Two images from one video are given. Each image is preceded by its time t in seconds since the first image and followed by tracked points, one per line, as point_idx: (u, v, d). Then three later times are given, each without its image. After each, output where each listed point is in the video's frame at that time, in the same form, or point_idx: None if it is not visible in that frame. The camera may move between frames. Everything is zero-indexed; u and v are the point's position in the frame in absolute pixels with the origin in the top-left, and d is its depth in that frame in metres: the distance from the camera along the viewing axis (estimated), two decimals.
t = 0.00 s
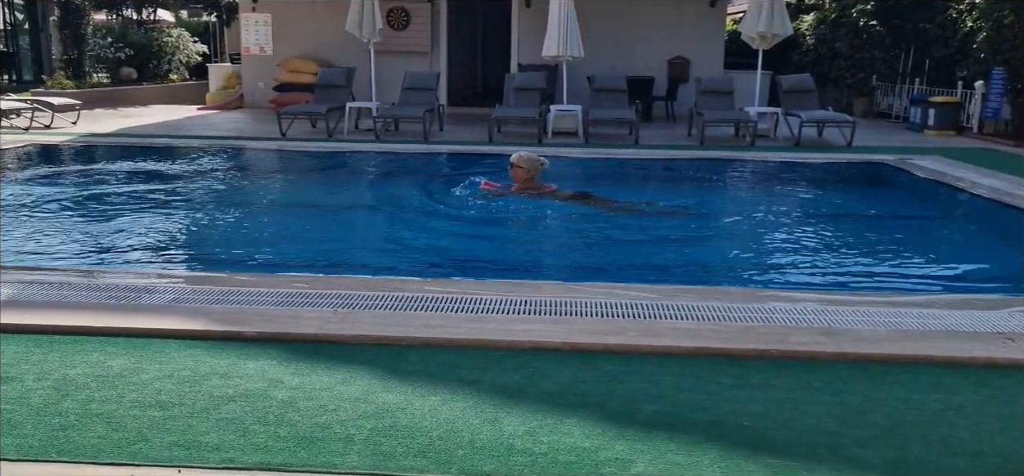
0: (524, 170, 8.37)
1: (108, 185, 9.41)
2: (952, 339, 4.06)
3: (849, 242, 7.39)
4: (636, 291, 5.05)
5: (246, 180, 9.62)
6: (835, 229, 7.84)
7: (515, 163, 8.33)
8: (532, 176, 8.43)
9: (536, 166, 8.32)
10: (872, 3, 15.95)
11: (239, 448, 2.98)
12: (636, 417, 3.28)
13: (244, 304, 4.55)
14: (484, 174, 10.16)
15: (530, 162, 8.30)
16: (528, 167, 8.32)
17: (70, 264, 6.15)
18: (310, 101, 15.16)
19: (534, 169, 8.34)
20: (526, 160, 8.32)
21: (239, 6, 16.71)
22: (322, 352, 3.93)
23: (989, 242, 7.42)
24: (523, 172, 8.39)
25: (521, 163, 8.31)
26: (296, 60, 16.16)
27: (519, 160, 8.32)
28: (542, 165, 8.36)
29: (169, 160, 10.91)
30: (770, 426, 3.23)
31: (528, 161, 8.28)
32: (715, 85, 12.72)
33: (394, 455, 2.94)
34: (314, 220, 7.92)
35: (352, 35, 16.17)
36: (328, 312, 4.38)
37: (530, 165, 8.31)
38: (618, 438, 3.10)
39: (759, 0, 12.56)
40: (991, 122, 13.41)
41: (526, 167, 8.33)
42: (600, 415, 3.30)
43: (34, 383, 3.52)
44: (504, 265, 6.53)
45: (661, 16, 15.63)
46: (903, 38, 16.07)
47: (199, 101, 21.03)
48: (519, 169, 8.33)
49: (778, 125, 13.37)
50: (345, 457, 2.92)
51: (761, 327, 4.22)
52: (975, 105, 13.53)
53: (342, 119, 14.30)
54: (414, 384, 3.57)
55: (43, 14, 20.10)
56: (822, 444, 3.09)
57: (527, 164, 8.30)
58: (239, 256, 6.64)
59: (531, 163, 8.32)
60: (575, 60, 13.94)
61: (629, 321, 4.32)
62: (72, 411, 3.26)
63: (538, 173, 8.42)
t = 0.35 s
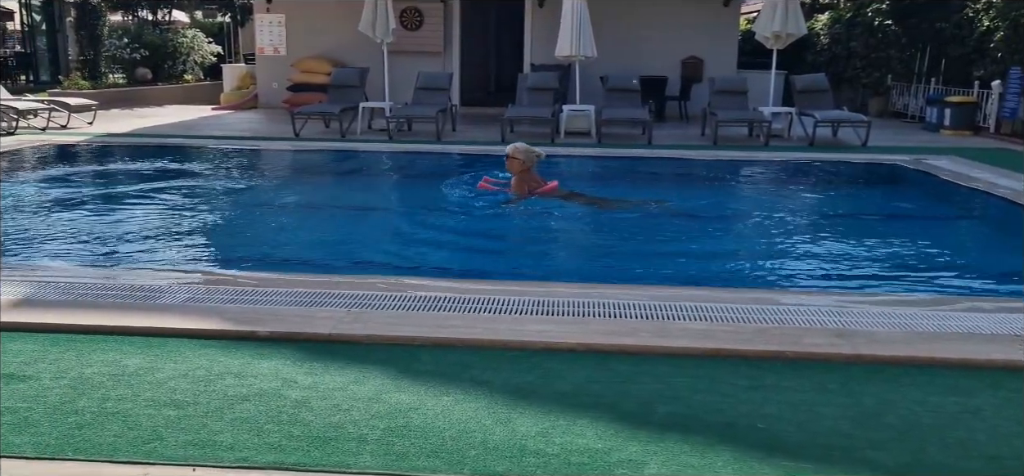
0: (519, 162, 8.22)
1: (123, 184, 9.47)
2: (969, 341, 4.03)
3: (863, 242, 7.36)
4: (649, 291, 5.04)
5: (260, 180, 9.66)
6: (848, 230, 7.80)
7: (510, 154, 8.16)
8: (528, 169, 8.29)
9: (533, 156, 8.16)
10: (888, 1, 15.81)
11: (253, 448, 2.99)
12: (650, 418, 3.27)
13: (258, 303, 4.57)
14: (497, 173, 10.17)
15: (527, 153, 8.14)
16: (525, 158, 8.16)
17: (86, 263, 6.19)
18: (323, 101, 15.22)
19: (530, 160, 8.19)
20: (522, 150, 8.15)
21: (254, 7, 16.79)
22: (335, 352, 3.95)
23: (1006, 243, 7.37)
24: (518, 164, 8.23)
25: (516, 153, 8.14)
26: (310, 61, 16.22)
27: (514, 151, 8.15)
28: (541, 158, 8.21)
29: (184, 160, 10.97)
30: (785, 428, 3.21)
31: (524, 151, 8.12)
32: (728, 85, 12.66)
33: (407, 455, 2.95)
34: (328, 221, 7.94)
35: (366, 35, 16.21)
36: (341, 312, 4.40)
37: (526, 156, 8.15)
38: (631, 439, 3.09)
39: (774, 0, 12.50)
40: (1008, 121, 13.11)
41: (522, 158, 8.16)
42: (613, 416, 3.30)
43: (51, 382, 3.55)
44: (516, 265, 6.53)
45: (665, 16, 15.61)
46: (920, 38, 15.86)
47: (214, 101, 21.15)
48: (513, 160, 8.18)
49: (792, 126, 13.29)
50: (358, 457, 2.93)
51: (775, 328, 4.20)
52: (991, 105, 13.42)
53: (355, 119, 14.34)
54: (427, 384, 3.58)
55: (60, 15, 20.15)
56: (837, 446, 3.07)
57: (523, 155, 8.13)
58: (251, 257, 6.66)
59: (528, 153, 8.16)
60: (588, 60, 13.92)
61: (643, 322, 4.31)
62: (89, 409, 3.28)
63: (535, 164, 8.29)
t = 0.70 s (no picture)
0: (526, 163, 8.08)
1: (142, 185, 9.56)
2: (989, 343, 3.99)
3: (879, 242, 7.33)
4: (665, 292, 5.02)
5: (277, 180, 9.72)
6: (864, 230, 7.76)
7: (517, 155, 8.03)
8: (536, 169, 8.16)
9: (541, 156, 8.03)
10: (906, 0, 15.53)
11: (270, 447, 3.01)
12: (665, 419, 3.27)
13: (275, 303, 4.60)
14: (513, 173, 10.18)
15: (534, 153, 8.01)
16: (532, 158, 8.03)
17: (107, 263, 6.26)
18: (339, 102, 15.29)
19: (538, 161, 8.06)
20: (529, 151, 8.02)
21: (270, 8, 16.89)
22: (352, 351, 3.96)
23: None
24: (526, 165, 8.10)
25: (523, 154, 8.00)
26: (326, 61, 16.30)
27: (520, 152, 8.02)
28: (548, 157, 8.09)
29: (202, 160, 11.06)
30: (802, 430, 3.19)
31: (532, 152, 7.99)
32: (745, 84, 12.61)
33: (423, 455, 2.96)
34: (344, 221, 7.98)
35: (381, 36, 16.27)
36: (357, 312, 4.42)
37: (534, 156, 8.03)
38: (647, 440, 3.08)
39: None
40: None
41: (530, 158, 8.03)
42: (629, 417, 3.29)
43: (71, 380, 3.59)
44: (531, 265, 6.54)
45: (667, 15, 15.59)
46: (940, 36, 15.82)
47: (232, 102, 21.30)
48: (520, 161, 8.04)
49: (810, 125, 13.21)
50: (374, 457, 2.94)
51: (792, 330, 4.18)
52: (1010, 105, 13.26)
53: (371, 119, 14.40)
54: (442, 384, 3.59)
55: (80, 15, 20.47)
56: (855, 448, 3.05)
57: (530, 156, 7.99)
58: (268, 256, 6.71)
59: (535, 153, 8.02)
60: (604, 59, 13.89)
61: (658, 323, 4.30)
62: (108, 408, 3.32)
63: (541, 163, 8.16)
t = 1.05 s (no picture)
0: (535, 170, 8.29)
1: (163, 185, 9.66)
2: (1012, 345, 3.95)
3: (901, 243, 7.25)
4: (682, 293, 5.01)
5: (296, 181, 9.78)
6: (886, 231, 7.68)
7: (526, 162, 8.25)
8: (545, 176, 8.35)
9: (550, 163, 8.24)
10: None
11: (290, 447, 3.03)
12: (684, 422, 3.25)
13: (294, 304, 4.62)
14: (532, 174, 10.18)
15: (543, 160, 8.23)
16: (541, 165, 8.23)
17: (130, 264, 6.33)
18: (357, 102, 15.36)
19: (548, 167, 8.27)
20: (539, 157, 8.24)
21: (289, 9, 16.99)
22: (370, 351, 3.98)
23: None
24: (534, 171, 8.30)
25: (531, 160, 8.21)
26: (344, 62, 16.37)
27: (530, 158, 8.24)
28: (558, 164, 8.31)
29: (221, 161, 11.15)
30: (823, 433, 3.17)
31: (541, 158, 8.21)
32: (764, 84, 12.53)
33: (442, 456, 2.97)
34: (362, 221, 8.02)
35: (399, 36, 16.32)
36: (375, 313, 4.43)
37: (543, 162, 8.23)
38: (665, 443, 3.07)
39: None
40: None
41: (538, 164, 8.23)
42: (646, 419, 3.28)
43: (93, 380, 3.63)
44: (549, 266, 6.53)
45: (685, 15, 15.53)
46: (963, 35, 15.61)
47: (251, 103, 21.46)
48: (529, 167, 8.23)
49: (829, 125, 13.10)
50: (393, 457, 2.95)
51: (811, 331, 4.15)
52: None
53: (389, 120, 14.45)
54: (460, 385, 3.60)
55: (102, 17, 20.80)
56: (876, 452, 3.02)
57: (539, 162, 8.21)
58: (287, 257, 6.75)
59: (544, 160, 8.23)
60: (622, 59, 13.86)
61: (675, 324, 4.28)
62: (130, 408, 3.35)
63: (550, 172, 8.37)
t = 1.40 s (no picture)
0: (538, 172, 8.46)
1: (179, 184, 9.72)
2: None
3: (918, 244, 7.19)
4: (697, 294, 4.98)
5: (310, 181, 9.82)
6: (903, 231, 7.62)
7: (528, 164, 8.43)
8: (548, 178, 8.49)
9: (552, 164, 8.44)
10: None
11: (305, 446, 3.04)
12: (699, 423, 3.24)
13: (308, 303, 4.63)
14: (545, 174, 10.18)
15: (545, 162, 8.41)
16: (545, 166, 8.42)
17: (147, 263, 6.38)
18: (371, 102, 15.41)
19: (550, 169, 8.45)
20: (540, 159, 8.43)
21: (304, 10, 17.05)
22: (385, 351, 3.99)
23: None
24: (537, 173, 8.45)
25: (535, 163, 8.38)
26: (358, 62, 16.42)
27: (532, 160, 8.44)
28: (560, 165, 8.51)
29: (236, 160, 11.21)
30: (839, 436, 3.14)
31: (544, 159, 8.38)
32: (779, 83, 12.47)
33: (455, 456, 2.96)
34: (377, 221, 8.04)
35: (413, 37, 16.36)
36: (389, 313, 4.44)
37: (546, 164, 8.41)
38: (680, 444, 3.06)
39: None
40: None
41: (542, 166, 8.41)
42: (661, 420, 3.26)
43: (110, 378, 3.65)
44: (564, 266, 6.52)
45: (700, 14, 15.46)
46: (981, 33, 15.82)
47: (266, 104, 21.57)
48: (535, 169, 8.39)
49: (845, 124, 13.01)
50: (407, 457, 2.96)
51: (827, 333, 4.12)
52: None
53: (403, 120, 14.48)
54: (474, 385, 3.60)
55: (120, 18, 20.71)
56: (893, 455, 2.99)
57: (542, 163, 8.39)
58: (303, 256, 6.77)
59: (546, 162, 8.43)
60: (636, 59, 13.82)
61: (690, 325, 4.26)
62: (146, 406, 3.37)
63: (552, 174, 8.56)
